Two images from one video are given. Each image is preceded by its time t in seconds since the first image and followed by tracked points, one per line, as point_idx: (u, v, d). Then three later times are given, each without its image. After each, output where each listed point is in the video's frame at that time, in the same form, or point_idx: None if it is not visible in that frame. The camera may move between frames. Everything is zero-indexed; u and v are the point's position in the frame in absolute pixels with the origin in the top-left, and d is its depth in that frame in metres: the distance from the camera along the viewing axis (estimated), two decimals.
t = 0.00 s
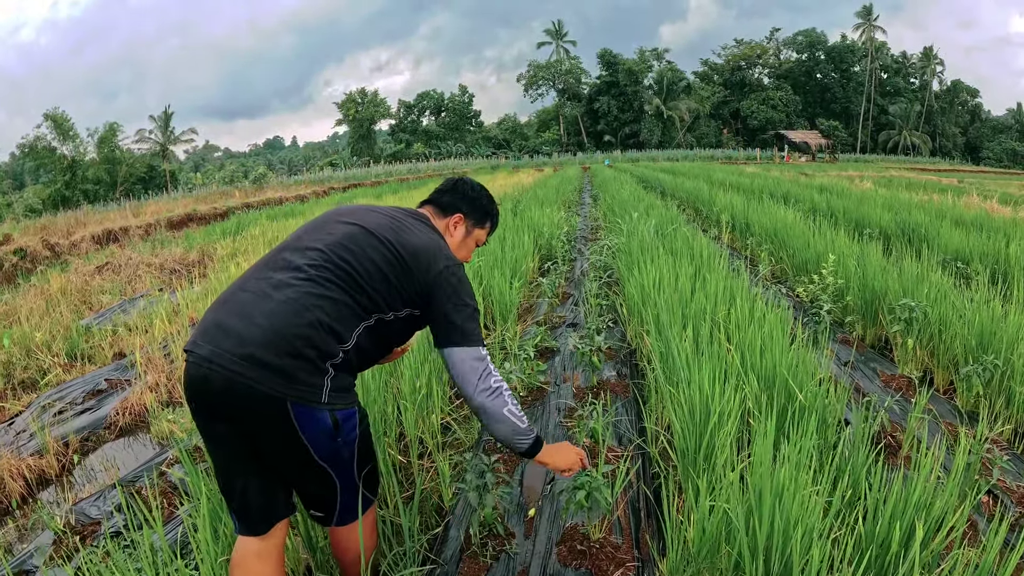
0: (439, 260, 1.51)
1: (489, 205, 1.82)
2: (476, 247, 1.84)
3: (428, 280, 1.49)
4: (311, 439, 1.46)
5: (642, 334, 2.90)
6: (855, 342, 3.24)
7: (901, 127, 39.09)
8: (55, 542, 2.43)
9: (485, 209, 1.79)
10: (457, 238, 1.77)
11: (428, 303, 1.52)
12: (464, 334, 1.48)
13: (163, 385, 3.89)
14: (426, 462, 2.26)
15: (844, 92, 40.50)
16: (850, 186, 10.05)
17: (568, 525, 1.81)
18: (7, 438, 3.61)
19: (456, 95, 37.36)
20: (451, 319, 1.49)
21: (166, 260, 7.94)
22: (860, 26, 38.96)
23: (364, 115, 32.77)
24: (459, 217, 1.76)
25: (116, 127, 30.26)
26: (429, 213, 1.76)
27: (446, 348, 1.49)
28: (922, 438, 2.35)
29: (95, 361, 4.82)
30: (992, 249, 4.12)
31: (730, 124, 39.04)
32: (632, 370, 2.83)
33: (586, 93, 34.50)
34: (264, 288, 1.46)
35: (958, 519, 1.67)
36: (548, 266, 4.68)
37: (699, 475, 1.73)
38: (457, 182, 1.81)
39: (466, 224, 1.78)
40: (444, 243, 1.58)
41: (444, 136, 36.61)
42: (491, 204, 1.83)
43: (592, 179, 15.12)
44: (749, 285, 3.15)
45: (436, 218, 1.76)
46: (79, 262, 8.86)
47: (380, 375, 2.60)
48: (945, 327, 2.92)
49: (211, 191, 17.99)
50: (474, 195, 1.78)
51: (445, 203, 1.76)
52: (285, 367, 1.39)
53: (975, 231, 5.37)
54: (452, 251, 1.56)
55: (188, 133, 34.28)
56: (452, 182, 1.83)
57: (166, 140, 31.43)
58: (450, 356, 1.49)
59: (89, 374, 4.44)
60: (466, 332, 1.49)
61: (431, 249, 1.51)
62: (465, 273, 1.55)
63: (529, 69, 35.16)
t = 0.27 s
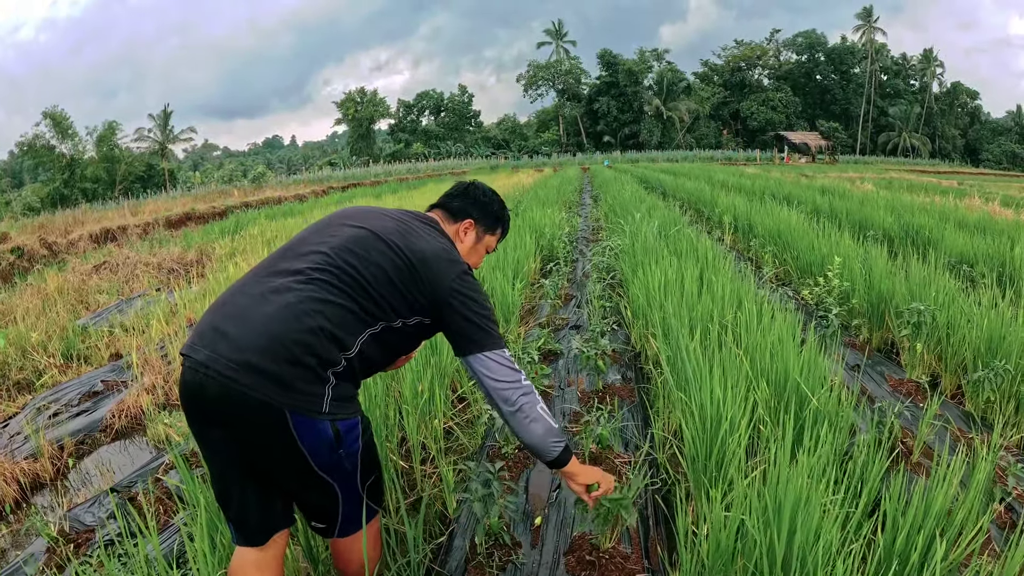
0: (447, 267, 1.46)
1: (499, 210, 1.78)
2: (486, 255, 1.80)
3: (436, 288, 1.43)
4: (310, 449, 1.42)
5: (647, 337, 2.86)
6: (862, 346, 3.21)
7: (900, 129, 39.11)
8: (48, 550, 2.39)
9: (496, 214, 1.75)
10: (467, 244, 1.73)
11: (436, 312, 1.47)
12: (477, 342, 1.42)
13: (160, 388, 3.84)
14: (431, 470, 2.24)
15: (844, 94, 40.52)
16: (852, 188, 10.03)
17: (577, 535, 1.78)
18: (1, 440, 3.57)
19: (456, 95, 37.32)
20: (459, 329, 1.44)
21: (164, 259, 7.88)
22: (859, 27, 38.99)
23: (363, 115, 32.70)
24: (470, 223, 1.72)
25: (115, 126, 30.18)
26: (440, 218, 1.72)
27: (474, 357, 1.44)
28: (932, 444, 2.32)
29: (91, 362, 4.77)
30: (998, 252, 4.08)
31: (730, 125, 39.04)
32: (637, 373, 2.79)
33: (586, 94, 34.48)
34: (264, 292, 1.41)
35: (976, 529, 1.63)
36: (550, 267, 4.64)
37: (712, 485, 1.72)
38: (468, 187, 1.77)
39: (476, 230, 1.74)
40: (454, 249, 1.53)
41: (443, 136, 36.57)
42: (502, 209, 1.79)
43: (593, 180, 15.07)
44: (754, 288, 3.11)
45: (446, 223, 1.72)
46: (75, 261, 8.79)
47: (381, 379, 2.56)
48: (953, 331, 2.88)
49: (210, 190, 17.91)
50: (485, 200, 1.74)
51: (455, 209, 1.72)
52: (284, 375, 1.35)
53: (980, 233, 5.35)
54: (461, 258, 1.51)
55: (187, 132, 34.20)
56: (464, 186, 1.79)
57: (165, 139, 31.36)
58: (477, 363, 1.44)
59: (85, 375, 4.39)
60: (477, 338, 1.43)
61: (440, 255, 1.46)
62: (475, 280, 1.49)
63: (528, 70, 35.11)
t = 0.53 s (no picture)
0: (453, 276, 1.40)
1: (506, 212, 1.73)
2: (492, 258, 1.76)
3: (441, 297, 1.38)
4: (311, 468, 1.37)
5: (652, 342, 2.82)
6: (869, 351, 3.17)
7: (899, 131, 39.17)
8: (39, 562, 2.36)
9: (503, 217, 1.70)
10: (475, 249, 1.69)
11: (442, 322, 1.42)
12: (489, 349, 1.39)
13: (156, 391, 3.79)
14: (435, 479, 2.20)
15: (843, 95, 40.58)
16: (853, 190, 10.01)
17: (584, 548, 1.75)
18: None
19: (455, 95, 37.29)
20: (467, 339, 1.39)
21: (161, 259, 7.83)
22: (859, 29, 39.06)
23: (363, 115, 32.66)
24: (477, 227, 1.67)
25: (114, 125, 30.12)
26: (445, 222, 1.66)
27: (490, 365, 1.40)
28: (943, 454, 2.28)
29: (87, 364, 4.72)
30: (1005, 255, 4.05)
31: (729, 126, 39.07)
32: (642, 379, 2.75)
33: (585, 95, 34.48)
34: (261, 302, 1.37)
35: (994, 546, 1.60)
36: (552, 269, 4.60)
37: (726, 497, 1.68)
38: (472, 187, 1.71)
39: (484, 234, 1.69)
40: (460, 256, 1.47)
41: (443, 136, 36.53)
42: (508, 211, 1.74)
43: (593, 180, 15.04)
44: (759, 292, 3.07)
45: (452, 228, 1.66)
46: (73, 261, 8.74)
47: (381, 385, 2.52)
48: (962, 335, 2.83)
49: (209, 190, 17.87)
50: (492, 202, 1.69)
51: (462, 212, 1.66)
52: (281, 391, 1.30)
53: (984, 236, 5.32)
54: (468, 264, 1.46)
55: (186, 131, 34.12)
56: (468, 186, 1.72)
57: (164, 138, 31.29)
58: (493, 373, 1.41)
59: (80, 378, 4.33)
60: (488, 347, 1.39)
61: (445, 263, 1.41)
62: (482, 289, 1.44)
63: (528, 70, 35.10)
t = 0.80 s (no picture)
0: (457, 272, 1.37)
1: (512, 206, 1.70)
2: (497, 251, 1.74)
3: (445, 294, 1.35)
4: (316, 476, 1.34)
5: (655, 345, 2.79)
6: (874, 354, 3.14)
7: (898, 133, 39.22)
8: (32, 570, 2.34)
9: (510, 211, 1.68)
10: (481, 244, 1.66)
11: (447, 319, 1.39)
12: (493, 350, 1.36)
13: (153, 394, 3.75)
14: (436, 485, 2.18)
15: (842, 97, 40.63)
16: (853, 192, 10.00)
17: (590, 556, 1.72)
18: None
19: (455, 96, 37.27)
20: (473, 339, 1.36)
21: (159, 260, 7.78)
22: (858, 31, 39.11)
23: (362, 115, 32.65)
24: (485, 221, 1.64)
25: (112, 125, 30.05)
26: (452, 216, 1.62)
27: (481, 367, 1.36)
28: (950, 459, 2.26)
29: (84, 366, 4.68)
30: (1008, 258, 4.03)
31: (728, 128, 39.10)
32: (646, 382, 2.72)
33: (585, 96, 34.48)
34: (259, 306, 1.34)
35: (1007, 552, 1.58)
36: (553, 271, 4.57)
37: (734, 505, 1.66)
38: (479, 179, 1.67)
39: (490, 228, 1.66)
40: (465, 249, 1.44)
41: (442, 137, 36.51)
42: (513, 205, 1.71)
43: (593, 182, 15.02)
44: (763, 294, 3.04)
45: (459, 223, 1.63)
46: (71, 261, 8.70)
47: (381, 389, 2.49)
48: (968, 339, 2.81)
49: (208, 190, 17.82)
50: (499, 196, 1.66)
51: (469, 206, 1.62)
52: (282, 399, 1.27)
53: (986, 238, 5.31)
54: (473, 259, 1.42)
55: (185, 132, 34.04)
56: (473, 178, 1.68)
57: (163, 138, 31.21)
58: (487, 375, 1.38)
59: (77, 380, 4.29)
60: (484, 349, 1.36)
61: (449, 258, 1.38)
62: (488, 284, 1.40)
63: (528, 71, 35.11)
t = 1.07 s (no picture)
0: (447, 255, 1.34)
1: (508, 182, 1.70)
2: (492, 228, 1.73)
3: (437, 277, 1.33)
4: (312, 482, 1.30)
5: (656, 349, 2.75)
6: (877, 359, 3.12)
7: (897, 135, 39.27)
8: None
9: (506, 187, 1.67)
10: (477, 221, 1.65)
11: (441, 302, 1.36)
12: (486, 338, 1.32)
13: (147, 397, 3.71)
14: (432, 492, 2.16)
15: (841, 99, 40.70)
16: (852, 194, 9.99)
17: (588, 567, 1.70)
18: None
19: (454, 98, 37.26)
20: (468, 324, 1.33)
21: (156, 261, 7.73)
22: (857, 33, 39.16)
23: (362, 116, 32.64)
24: (481, 199, 1.63)
25: (111, 125, 30.00)
26: (447, 194, 1.60)
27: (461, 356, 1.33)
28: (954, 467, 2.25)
29: (79, 368, 4.64)
30: (1010, 261, 4.01)
31: (727, 129, 39.15)
32: (646, 387, 2.68)
33: (583, 98, 34.48)
34: (246, 308, 1.30)
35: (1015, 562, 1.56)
36: (551, 273, 4.54)
37: (740, 516, 1.64)
38: (473, 153, 1.64)
39: (487, 205, 1.65)
40: (454, 228, 1.41)
41: (441, 139, 36.49)
42: (509, 181, 1.70)
43: (592, 183, 14.99)
44: (765, 297, 3.01)
45: (455, 201, 1.61)
46: (68, 262, 8.66)
47: (378, 394, 2.45)
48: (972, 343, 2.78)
49: (206, 191, 17.77)
50: (494, 171, 1.64)
51: (465, 183, 1.60)
52: (275, 403, 1.23)
53: (988, 241, 5.28)
54: (462, 237, 1.39)
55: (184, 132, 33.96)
56: (467, 153, 1.66)
57: (162, 139, 31.13)
58: (466, 367, 1.34)
59: (71, 383, 4.25)
60: (473, 339, 1.32)
61: (438, 240, 1.35)
62: (479, 262, 1.38)
63: (527, 72, 35.13)
